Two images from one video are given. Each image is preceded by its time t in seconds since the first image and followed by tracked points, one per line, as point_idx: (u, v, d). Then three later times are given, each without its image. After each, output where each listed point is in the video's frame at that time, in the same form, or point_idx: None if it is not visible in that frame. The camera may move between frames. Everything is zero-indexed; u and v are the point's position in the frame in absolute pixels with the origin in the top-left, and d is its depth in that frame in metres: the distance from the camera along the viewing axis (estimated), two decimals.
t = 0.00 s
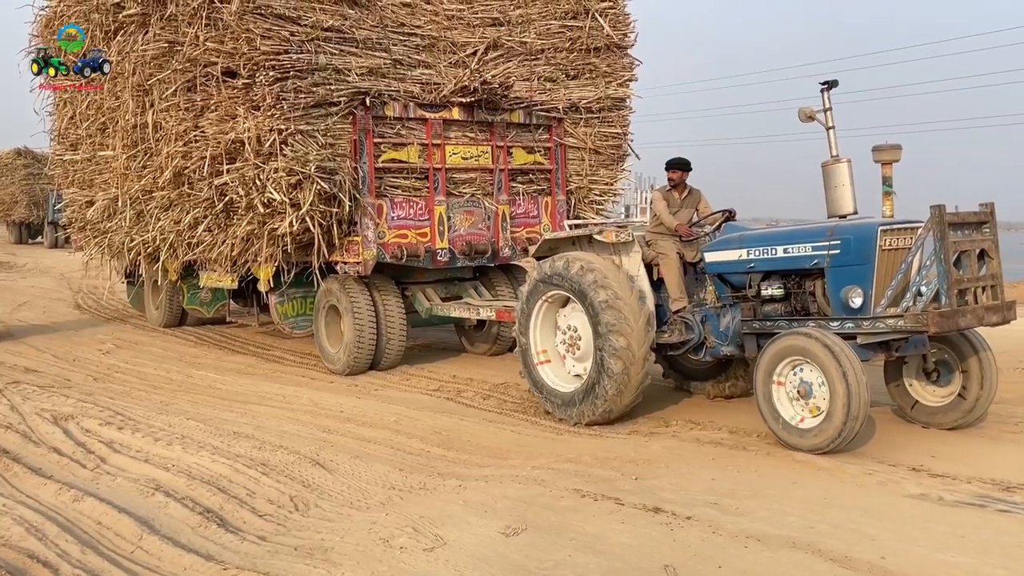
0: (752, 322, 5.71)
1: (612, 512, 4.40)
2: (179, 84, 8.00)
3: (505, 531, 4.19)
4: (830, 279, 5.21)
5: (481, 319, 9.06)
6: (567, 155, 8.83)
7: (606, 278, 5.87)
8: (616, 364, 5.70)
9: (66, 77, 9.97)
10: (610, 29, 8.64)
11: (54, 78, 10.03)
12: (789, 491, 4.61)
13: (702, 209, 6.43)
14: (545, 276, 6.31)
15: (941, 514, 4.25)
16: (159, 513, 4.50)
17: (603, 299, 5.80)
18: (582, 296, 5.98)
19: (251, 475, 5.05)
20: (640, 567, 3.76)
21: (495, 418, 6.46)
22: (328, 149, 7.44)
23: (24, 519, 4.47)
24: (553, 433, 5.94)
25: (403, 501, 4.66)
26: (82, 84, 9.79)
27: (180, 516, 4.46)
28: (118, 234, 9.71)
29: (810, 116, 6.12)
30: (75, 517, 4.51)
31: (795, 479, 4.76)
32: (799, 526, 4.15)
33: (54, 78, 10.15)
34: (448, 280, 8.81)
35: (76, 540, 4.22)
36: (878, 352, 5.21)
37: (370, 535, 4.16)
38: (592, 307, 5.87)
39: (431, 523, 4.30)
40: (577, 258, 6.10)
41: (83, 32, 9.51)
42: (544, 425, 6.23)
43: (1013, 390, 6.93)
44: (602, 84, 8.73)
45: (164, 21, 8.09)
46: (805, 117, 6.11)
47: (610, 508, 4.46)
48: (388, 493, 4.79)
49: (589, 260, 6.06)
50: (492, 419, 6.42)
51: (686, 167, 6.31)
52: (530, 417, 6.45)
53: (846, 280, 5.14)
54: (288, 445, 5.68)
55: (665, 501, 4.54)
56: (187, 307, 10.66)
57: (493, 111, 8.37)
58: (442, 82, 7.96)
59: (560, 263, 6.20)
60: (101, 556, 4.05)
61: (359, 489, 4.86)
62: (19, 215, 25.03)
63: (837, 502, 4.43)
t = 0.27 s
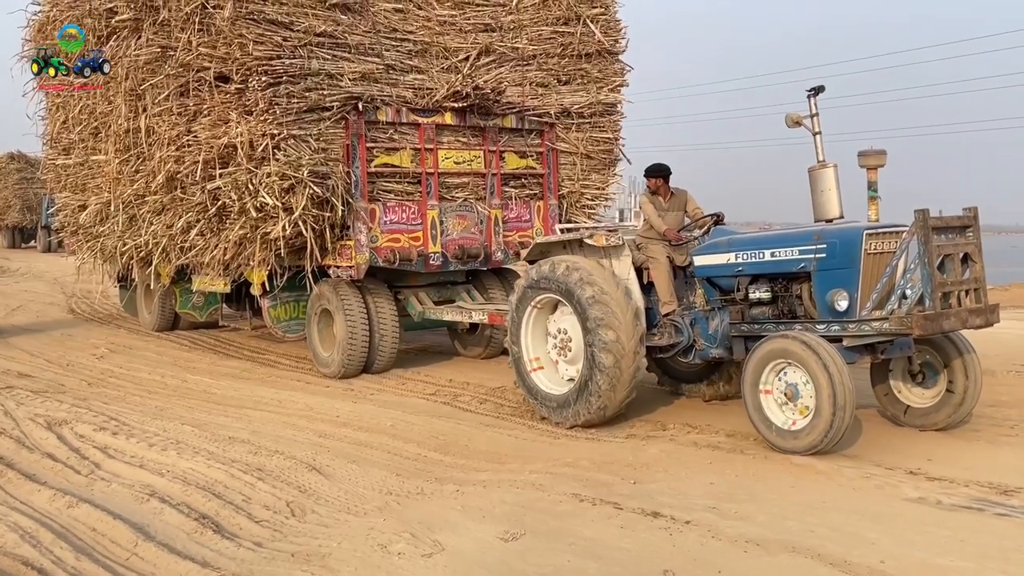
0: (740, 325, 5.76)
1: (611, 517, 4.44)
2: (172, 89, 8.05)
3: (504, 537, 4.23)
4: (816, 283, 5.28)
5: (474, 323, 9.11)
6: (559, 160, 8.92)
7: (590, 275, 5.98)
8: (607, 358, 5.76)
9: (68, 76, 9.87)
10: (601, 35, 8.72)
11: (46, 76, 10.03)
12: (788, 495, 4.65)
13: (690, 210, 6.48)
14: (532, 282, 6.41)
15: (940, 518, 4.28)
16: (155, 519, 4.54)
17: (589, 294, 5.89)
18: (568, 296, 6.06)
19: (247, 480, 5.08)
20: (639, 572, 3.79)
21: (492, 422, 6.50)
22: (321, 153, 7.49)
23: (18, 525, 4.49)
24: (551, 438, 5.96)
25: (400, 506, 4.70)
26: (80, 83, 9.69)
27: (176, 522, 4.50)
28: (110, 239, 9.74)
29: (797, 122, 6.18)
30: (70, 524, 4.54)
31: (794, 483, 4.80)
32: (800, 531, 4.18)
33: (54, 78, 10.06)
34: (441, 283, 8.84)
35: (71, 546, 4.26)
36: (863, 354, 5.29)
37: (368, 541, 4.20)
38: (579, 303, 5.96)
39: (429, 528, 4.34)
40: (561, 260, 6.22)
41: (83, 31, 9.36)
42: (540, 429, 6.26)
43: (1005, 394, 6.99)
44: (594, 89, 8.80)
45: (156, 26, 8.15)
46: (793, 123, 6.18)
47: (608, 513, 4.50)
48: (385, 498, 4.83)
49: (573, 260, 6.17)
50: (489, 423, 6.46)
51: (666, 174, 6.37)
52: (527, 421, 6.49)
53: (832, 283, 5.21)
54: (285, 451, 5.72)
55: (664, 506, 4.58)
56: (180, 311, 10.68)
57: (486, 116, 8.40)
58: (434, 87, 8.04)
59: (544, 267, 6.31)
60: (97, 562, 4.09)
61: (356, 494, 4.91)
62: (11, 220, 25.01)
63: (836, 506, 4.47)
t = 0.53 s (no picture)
0: (729, 330, 5.80)
1: (608, 524, 4.47)
2: (166, 95, 8.09)
3: (500, 544, 4.26)
4: (803, 288, 5.33)
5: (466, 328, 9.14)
6: (551, 165, 8.96)
7: (575, 274, 6.07)
8: (596, 353, 5.80)
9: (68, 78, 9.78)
10: (592, 41, 8.79)
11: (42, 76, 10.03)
12: (786, 501, 4.66)
13: (678, 214, 6.54)
14: (518, 289, 6.49)
15: (938, 525, 4.29)
16: (150, 527, 4.57)
17: (575, 292, 5.97)
18: (554, 296, 6.14)
19: (242, 488, 5.11)
20: None
21: (488, 428, 6.52)
22: (313, 159, 7.51)
23: (13, 533, 4.52)
24: (548, 444, 5.98)
25: (396, 513, 4.73)
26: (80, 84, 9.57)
27: (171, 529, 4.53)
28: (104, 244, 9.77)
29: (783, 129, 6.25)
30: (65, 531, 4.56)
31: (791, 490, 4.81)
32: (798, 538, 4.19)
33: (54, 78, 9.97)
34: (433, 288, 8.88)
35: (66, 554, 4.28)
36: (849, 360, 5.35)
37: (365, 549, 4.23)
38: (566, 302, 6.02)
39: (426, 536, 4.37)
40: (545, 264, 6.31)
41: (83, 32, 9.29)
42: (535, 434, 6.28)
43: (1001, 400, 7.01)
44: (586, 95, 8.84)
45: (150, 32, 8.19)
46: (780, 130, 6.25)
47: (606, 520, 4.53)
48: (381, 505, 4.87)
49: (556, 263, 6.27)
50: (485, 429, 6.48)
51: (652, 180, 6.39)
52: (523, 426, 6.50)
53: (819, 289, 5.26)
54: (281, 457, 5.75)
55: (661, 512, 4.60)
56: (173, 316, 10.71)
57: (478, 121, 8.50)
58: (427, 93, 8.07)
59: (529, 272, 6.40)
60: (92, 570, 4.11)
61: (353, 501, 4.94)
62: (6, 225, 25.00)
63: (833, 513, 4.49)
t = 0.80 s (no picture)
0: (720, 331, 5.82)
1: (607, 525, 4.49)
2: (161, 96, 8.11)
3: (499, 545, 4.28)
4: (793, 289, 5.36)
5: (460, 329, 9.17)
6: (546, 167, 8.98)
7: (562, 272, 6.15)
8: (588, 344, 5.82)
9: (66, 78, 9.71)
10: (587, 43, 8.83)
11: (35, 74, 10.06)
12: (786, 503, 4.68)
13: (670, 215, 6.56)
14: (509, 295, 6.55)
15: (939, 526, 4.30)
16: (148, 528, 4.58)
17: (563, 287, 6.04)
18: (544, 294, 6.20)
19: (239, 488, 5.13)
20: None
21: (486, 429, 6.54)
22: (307, 160, 7.54)
23: (9, 534, 4.53)
24: (546, 445, 6.00)
25: (395, 514, 4.76)
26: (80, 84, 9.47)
27: (169, 530, 4.55)
28: (99, 244, 9.78)
29: (775, 131, 6.28)
30: (62, 532, 4.58)
31: (791, 491, 4.84)
32: (799, 539, 4.21)
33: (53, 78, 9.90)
34: (427, 290, 8.91)
35: (63, 555, 4.30)
36: (839, 361, 5.35)
37: (364, 550, 4.25)
38: (555, 298, 6.08)
39: (425, 537, 4.39)
40: (533, 266, 6.40)
41: (83, 32, 9.25)
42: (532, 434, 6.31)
43: (1000, 401, 7.04)
44: (580, 97, 8.88)
45: (146, 33, 8.21)
46: (771, 132, 6.28)
47: (605, 521, 4.56)
48: (380, 506, 4.89)
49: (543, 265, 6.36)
50: (483, 430, 6.50)
51: (643, 181, 6.44)
52: (522, 426, 6.53)
53: (809, 290, 5.29)
54: (278, 458, 5.77)
55: (661, 513, 4.63)
56: (168, 317, 10.71)
57: (472, 123, 8.47)
58: (421, 94, 8.10)
59: (518, 277, 6.48)
60: (89, 571, 4.13)
61: (351, 502, 4.96)
62: (4, 225, 25.00)
63: (832, 514, 4.51)
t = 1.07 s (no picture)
0: (715, 331, 5.89)
1: (610, 525, 4.54)
2: (162, 96, 8.15)
3: (502, 545, 4.33)
4: (787, 290, 5.41)
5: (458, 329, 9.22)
6: (544, 168, 9.03)
7: (554, 268, 6.26)
8: (583, 335, 5.88)
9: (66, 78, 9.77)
10: (585, 45, 8.88)
11: (36, 75, 10.13)
12: (789, 504, 4.72)
13: (666, 216, 6.61)
14: (503, 298, 6.64)
15: (941, 528, 4.33)
16: (151, 527, 4.63)
17: (555, 282, 6.14)
18: (537, 292, 6.29)
19: (241, 488, 5.18)
20: None
21: (487, 429, 6.58)
22: (307, 160, 7.57)
23: (12, 533, 4.58)
24: (549, 445, 6.04)
25: (397, 514, 4.81)
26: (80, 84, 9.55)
27: (171, 530, 4.60)
28: (100, 244, 9.83)
29: (770, 133, 6.34)
30: (65, 531, 4.63)
31: (793, 492, 4.87)
32: (802, 540, 4.25)
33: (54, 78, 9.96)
34: (426, 290, 8.98)
35: (66, 554, 4.35)
36: (832, 361, 5.40)
37: (366, 550, 4.29)
38: (548, 293, 6.17)
39: (427, 537, 4.44)
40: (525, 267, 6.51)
41: (83, 32, 9.30)
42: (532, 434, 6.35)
43: (1002, 403, 7.07)
44: (579, 99, 8.96)
45: (147, 34, 8.27)
46: (766, 134, 6.33)
47: (608, 521, 4.60)
48: (382, 506, 4.94)
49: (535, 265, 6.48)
50: (484, 430, 6.54)
51: (638, 183, 6.48)
52: (523, 426, 6.57)
53: (802, 291, 5.34)
54: (280, 458, 5.82)
55: (663, 514, 4.66)
56: (169, 316, 10.75)
57: (471, 124, 8.55)
58: (420, 95, 8.16)
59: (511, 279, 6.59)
60: (92, 570, 4.18)
61: (353, 502, 5.00)
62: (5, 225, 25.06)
63: (835, 515, 4.55)
